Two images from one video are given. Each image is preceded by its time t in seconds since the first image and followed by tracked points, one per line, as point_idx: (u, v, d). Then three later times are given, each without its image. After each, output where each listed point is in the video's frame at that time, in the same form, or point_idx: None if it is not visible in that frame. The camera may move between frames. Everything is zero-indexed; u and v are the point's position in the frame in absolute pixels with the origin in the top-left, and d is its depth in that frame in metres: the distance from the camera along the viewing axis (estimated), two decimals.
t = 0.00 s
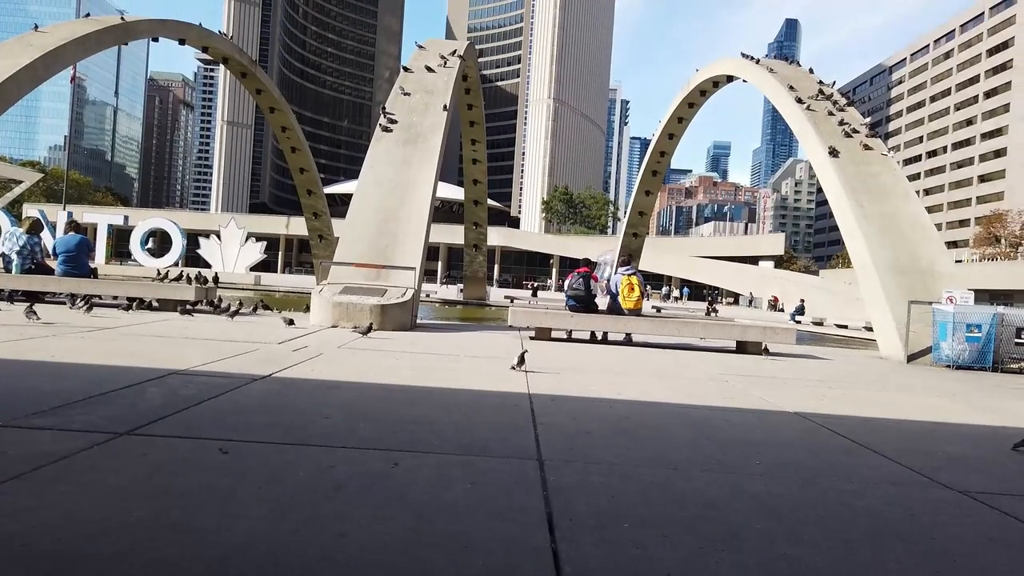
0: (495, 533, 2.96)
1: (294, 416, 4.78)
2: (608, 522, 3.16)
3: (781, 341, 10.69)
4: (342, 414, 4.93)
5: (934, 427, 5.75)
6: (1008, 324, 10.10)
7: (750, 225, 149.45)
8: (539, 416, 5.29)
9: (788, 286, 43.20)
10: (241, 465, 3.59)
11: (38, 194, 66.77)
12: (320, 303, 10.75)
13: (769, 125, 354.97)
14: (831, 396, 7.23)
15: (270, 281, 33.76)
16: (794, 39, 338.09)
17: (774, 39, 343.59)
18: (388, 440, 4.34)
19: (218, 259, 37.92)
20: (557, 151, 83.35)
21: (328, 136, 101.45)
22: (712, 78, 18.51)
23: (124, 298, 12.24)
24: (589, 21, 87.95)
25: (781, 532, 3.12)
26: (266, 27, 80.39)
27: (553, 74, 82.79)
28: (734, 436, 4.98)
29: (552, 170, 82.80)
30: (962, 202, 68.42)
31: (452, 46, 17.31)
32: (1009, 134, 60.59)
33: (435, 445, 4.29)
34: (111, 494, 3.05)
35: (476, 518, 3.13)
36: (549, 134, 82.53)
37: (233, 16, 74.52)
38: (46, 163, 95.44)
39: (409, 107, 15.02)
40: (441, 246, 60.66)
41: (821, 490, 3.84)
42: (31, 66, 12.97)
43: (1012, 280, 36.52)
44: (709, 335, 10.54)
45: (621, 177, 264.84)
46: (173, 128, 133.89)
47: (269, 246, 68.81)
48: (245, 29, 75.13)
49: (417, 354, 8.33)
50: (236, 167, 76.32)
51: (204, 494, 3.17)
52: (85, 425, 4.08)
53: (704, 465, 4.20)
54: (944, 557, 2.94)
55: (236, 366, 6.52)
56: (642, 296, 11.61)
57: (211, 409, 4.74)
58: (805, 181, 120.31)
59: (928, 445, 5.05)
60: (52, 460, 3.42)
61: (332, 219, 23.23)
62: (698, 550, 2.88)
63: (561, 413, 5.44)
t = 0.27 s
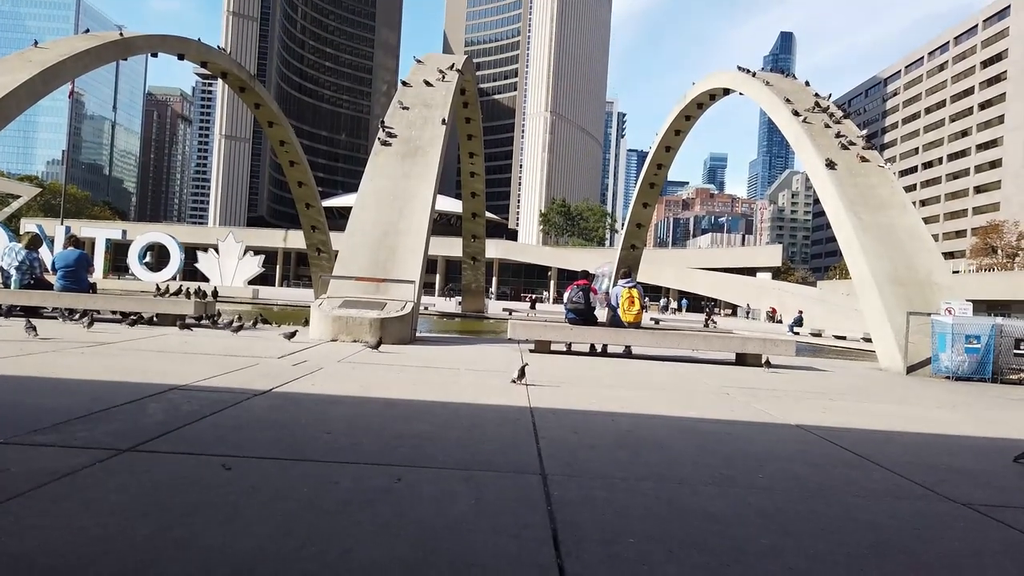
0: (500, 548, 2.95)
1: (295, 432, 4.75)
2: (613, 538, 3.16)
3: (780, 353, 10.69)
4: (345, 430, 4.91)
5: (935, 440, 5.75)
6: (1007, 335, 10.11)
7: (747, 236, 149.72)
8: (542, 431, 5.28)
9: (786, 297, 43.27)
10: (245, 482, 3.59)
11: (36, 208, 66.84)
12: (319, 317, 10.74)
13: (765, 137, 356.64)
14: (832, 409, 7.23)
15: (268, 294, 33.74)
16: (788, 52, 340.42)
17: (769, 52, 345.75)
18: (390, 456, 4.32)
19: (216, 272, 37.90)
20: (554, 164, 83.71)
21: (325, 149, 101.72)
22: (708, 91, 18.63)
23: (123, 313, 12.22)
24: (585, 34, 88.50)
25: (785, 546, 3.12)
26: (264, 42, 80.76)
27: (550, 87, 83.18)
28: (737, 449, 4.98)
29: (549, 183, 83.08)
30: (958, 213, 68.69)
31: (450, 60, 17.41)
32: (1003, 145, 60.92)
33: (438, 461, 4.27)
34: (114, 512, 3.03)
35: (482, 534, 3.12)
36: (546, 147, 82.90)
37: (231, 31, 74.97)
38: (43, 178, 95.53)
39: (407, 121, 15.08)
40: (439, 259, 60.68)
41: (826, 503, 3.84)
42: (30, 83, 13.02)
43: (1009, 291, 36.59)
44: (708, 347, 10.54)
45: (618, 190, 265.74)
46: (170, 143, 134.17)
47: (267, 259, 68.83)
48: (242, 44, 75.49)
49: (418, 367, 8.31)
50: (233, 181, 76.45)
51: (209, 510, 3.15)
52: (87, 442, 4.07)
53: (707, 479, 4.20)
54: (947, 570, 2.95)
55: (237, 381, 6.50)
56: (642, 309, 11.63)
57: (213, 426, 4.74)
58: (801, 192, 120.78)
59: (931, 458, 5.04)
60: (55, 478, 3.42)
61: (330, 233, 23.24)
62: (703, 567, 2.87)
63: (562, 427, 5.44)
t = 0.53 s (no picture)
0: (502, 568, 2.94)
1: (294, 450, 4.73)
2: (616, 555, 3.14)
3: (779, 368, 10.68)
4: (344, 448, 4.87)
5: (936, 455, 5.74)
6: (1005, 349, 10.11)
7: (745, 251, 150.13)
8: (542, 448, 5.25)
9: (784, 312, 43.35)
10: (244, 502, 3.56)
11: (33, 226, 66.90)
12: (317, 334, 10.72)
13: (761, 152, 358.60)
14: (834, 423, 7.20)
15: (266, 311, 33.69)
16: (782, 67, 343.25)
17: (763, 68, 348.44)
18: (390, 475, 4.29)
19: (213, 289, 37.86)
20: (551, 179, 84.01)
21: (323, 166, 102.03)
22: (704, 106, 18.75)
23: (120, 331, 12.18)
24: (581, 51, 89.19)
25: (788, 564, 3.10)
26: (262, 59, 81.26)
27: (546, 102, 83.66)
28: (738, 467, 4.95)
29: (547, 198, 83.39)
30: (954, 226, 69.01)
31: (448, 77, 17.52)
32: (999, 159, 61.23)
33: (439, 479, 4.24)
34: (115, 531, 3.01)
35: (484, 552, 3.11)
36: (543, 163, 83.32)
37: (230, 49, 75.56)
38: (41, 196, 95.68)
39: (406, 138, 15.15)
40: (437, 275, 60.74)
41: (830, 520, 3.81)
42: (30, 102, 13.08)
43: (1007, 304, 36.68)
44: (707, 362, 10.53)
45: (615, 205, 266.63)
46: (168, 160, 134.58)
47: (264, 276, 68.82)
48: (241, 63, 75.99)
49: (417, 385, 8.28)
50: (231, 198, 76.63)
51: (209, 531, 3.13)
52: (86, 461, 4.05)
53: (708, 496, 4.18)
54: None
55: (236, 400, 6.46)
56: (641, 325, 11.64)
57: (212, 444, 4.71)
58: (798, 207, 121.23)
59: (933, 474, 5.03)
60: (54, 498, 3.40)
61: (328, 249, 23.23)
62: None
63: (563, 444, 5.41)
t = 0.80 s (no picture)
0: None
1: (297, 470, 4.71)
2: None
3: (782, 385, 10.64)
4: (347, 469, 4.85)
5: (942, 472, 5.70)
6: (1009, 364, 10.06)
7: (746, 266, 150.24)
8: (546, 467, 5.22)
9: (787, 327, 43.30)
10: (247, 524, 3.54)
11: (37, 247, 67.20)
12: (319, 353, 10.71)
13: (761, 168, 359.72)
14: (838, 441, 7.16)
15: (268, 330, 33.70)
16: (781, 84, 345.10)
17: (763, 85, 350.52)
18: (392, 495, 4.27)
19: (216, 308, 37.90)
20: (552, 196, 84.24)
21: (325, 184, 102.45)
22: (704, 123, 18.84)
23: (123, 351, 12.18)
24: (581, 69, 89.82)
25: None
26: (265, 80, 81.88)
27: (547, 120, 84.08)
28: (743, 485, 4.92)
29: (548, 215, 83.62)
30: (956, 241, 69.03)
31: (448, 97, 17.64)
32: (998, 174, 60.49)
33: (443, 499, 4.23)
34: (115, 554, 2.99)
35: None
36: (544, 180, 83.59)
37: (232, 70, 76.24)
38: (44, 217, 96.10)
39: (407, 157, 15.24)
40: (438, 293, 60.81)
41: (835, 539, 3.79)
42: (33, 123, 13.17)
43: (1010, 318, 36.61)
44: (711, 379, 10.48)
45: (617, 221, 267.25)
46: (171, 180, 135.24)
47: (266, 295, 68.93)
48: (243, 83, 76.58)
49: (420, 403, 8.25)
50: (233, 218, 76.92)
51: (211, 553, 3.10)
52: (88, 484, 4.03)
53: (714, 514, 4.15)
54: None
55: (239, 419, 6.44)
56: (643, 342, 11.63)
57: (214, 465, 4.70)
58: (799, 222, 121.46)
59: (938, 490, 4.99)
60: (55, 521, 3.38)
61: (330, 267, 23.26)
62: None
63: (567, 463, 5.38)
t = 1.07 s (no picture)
0: None
1: (306, 487, 4.71)
2: None
3: (792, 399, 10.58)
4: (355, 485, 4.85)
5: (954, 485, 5.65)
6: (1021, 376, 9.99)
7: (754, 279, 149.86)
8: (554, 483, 5.20)
9: (795, 340, 43.11)
10: (256, 542, 3.54)
11: (47, 265, 67.65)
12: (327, 368, 10.72)
13: (767, 181, 359.53)
14: (849, 454, 7.11)
15: (276, 346, 33.72)
16: (787, 97, 345.42)
17: (770, 98, 351.05)
18: (402, 511, 4.27)
19: (224, 325, 38.01)
20: (559, 210, 84.35)
21: (333, 201, 102.91)
22: (710, 137, 18.88)
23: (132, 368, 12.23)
24: (587, 84, 90.31)
25: None
26: (273, 97, 82.60)
27: (553, 135, 84.42)
28: (754, 499, 4.89)
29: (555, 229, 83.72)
30: (965, 252, 68.80)
31: (455, 112, 17.76)
32: (1007, 186, 61.12)
33: (454, 516, 4.21)
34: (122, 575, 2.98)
35: None
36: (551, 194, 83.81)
37: (241, 87, 77.06)
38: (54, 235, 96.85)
39: (413, 173, 15.31)
40: (446, 307, 60.86)
41: (849, 554, 3.74)
42: (45, 143, 13.32)
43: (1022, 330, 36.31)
44: (719, 392, 10.42)
45: (623, 235, 267.23)
46: (180, 198, 136.25)
47: (274, 310, 69.10)
48: (251, 101, 77.31)
49: (427, 419, 8.23)
50: (242, 234, 77.37)
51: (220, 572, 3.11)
52: (98, 501, 4.04)
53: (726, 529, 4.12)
54: None
55: (246, 437, 6.44)
56: (653, 357, 11.59)
57: (222, 482, 4.70)
58: (807, 235, 121.40)
59: (954, 505, 4.93)
60: (65, 540, 3.38)
61: (337, 283, 23.30)
62: None
63: (575, 478, 5.35)
